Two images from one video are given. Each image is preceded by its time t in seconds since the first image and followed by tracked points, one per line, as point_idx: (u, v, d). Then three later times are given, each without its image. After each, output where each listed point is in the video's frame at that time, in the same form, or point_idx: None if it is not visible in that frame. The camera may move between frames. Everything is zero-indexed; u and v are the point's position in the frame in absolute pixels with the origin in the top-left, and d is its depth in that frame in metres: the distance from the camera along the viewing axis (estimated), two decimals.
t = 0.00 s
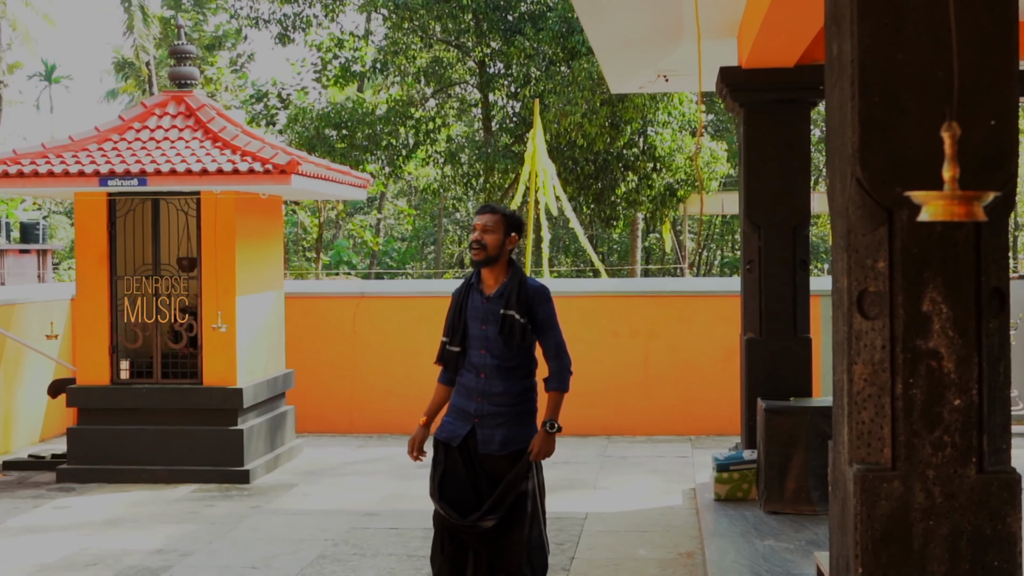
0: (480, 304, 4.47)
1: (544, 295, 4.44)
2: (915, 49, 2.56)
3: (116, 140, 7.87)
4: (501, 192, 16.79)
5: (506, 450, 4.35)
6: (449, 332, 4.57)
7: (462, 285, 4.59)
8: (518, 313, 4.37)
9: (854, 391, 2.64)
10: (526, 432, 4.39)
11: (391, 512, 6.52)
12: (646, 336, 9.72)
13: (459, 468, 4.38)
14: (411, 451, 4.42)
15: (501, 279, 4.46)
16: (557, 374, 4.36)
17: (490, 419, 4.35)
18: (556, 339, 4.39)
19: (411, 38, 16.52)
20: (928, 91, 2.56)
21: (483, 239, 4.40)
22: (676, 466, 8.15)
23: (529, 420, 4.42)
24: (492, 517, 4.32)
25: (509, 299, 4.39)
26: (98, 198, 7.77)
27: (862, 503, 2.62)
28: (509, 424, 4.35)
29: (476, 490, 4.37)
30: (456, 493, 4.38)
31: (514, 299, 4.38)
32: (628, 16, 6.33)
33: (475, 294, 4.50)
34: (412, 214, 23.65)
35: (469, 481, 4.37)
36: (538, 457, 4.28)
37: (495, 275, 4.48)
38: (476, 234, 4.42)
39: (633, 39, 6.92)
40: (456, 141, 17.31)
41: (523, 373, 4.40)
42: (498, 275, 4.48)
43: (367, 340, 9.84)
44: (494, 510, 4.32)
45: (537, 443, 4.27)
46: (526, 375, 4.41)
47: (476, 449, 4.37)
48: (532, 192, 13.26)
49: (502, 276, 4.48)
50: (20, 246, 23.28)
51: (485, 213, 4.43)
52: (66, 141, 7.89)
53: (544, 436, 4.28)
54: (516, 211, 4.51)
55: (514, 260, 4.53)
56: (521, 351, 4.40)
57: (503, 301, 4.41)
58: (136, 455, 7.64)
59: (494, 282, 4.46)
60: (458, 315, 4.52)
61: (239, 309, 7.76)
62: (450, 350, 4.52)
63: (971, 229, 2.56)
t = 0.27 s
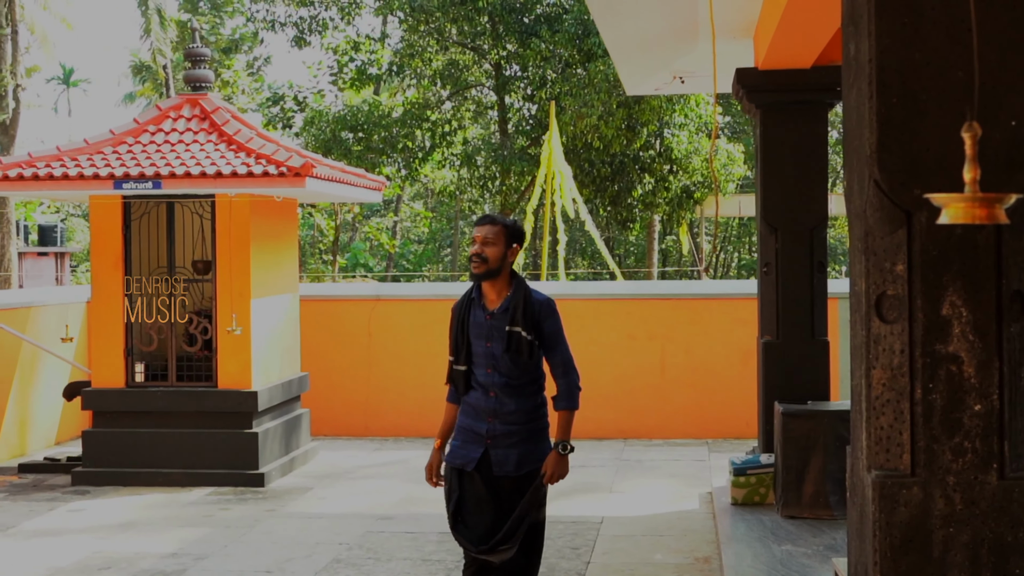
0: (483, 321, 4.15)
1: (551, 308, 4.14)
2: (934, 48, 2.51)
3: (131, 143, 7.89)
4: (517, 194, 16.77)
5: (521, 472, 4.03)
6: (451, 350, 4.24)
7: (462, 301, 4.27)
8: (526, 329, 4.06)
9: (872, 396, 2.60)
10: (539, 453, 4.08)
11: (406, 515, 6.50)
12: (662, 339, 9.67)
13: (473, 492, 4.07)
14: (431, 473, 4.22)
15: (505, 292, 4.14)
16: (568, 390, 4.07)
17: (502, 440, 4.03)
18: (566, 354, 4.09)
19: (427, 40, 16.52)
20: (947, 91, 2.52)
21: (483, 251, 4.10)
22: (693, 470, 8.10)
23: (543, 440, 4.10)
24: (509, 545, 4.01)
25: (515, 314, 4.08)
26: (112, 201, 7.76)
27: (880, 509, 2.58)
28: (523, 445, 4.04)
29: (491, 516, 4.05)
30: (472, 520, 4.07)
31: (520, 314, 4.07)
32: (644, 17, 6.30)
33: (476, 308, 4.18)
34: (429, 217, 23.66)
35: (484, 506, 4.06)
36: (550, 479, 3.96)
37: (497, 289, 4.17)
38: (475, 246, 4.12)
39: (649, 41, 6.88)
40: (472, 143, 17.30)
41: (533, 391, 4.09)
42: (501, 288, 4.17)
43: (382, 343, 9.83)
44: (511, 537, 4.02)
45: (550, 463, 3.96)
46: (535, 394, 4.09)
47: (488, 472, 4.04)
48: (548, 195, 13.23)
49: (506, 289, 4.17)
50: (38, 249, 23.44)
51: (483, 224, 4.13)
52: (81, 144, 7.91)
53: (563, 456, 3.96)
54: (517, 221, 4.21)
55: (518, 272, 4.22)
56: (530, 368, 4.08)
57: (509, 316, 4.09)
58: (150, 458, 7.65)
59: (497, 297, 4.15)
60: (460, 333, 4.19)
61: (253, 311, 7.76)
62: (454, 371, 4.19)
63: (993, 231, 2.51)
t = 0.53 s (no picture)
0: (476, 320, 3.95)
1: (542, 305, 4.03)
2: (951, 48, 2.48)
3: (144, 148, 7.90)
4: (532, 198, 16.77)
5: (523, 478, 3.89)
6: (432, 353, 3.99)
7: (446, 298, 4.03)
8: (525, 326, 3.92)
9: (890, 402, 2.56)
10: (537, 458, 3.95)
11: (419, 521, 6.47)
12: (677, 343, 9.62)
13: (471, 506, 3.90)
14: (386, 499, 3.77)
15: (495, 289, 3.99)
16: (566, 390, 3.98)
17: (502, 445, 3.87)
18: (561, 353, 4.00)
19: (442, 45, 16.53)
20: (966, 91, 2.48)
21: (474, 246, 3.92)
22: (709, 475, 8.05)
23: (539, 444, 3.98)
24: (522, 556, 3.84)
25: (513, 310, 3.92)
26: (126, 206, 7.79)
27: (897, 517, 2.54)
28: (523, 452, 3.90)
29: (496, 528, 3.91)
30: (479, 535, 3.91)
31: (520, 310, 3.92)
32: (659, 20, 6.26)
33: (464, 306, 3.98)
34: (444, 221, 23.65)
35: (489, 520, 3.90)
36: (562, 484, 3.88)
37: (488, 286, 3.99)
38: (465, 240, 3.93)
39: (663, 44, 6.84)
40: (487, 147, 17.28)
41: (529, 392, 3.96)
42: (492, 285, 4.00)
43: (395, 347, 9.82)
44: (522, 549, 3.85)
45: (558, 466, 3.87)
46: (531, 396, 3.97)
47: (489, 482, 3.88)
48: (563, 199, 13.19)
49: (496, 286, 4.00)
50: (55, 254, 23.59)
51: (474, 217, 3.94)
52: (95, 148, 7.93)
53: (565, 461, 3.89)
54: (502, 216, 4.06)
55: (502, 269, 4.07)
56: (527, 369, 3.95)
57: (506, 313, 3.93)
58: (164, 463, 7.66)
59: (489, 294, 3.97)
60: (448, 332, 3.95)
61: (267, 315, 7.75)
62: (441, 374, 3.95)
63: (1013, 233, 2.47)
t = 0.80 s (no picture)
0: (468, 328, 3.85)
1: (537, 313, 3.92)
2: (966, 49, 2.44)
3: (155, 153, 7.92)
4: (543, 203, 16.75)
5: (512, 492, 3.77)
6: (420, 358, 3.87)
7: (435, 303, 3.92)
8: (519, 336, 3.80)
9: (904, 407, 2.52)
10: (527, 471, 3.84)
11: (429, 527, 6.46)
12: (689, 349, 9.58)
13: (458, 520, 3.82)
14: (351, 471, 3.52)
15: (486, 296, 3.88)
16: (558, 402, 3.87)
17: (490, 458, 3.77)
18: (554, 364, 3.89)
19: (453, 50, 16.50)
20: (980, 94, 2.44)
21: (465, 252, 3.81)
22: (721, 482, 8.01)
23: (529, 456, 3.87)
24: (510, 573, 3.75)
25: (506, 319, 3.81)
26: (137, 210, 7.80)
27: (912, 524, 2.49)
28: (512, 464, 3.79)
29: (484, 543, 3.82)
30: (467, 550, 3.83)
31: (512, 320, 3.80)
32: (669, 24, 6.23)
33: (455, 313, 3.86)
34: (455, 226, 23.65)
35: (476, 535, 3.82)
36: (551, 496, 3.73)
37: (480, 293, 3.88)
38: (456, 245, 3.82)
39: (674, 47, 6.81)
40: (498, 152, 17.25)
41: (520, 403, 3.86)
42: (484, 292, 3.89)
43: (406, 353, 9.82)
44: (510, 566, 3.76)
45: (547, 479, 3.74)
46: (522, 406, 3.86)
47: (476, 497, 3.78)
48: (574, 205, 13.14)
49: (488, 292, 3.89)
50: (67, 259, 23.68)
51: (466, 221, 3.82)
52: (105, 153, 7.95)
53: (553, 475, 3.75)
54: (496, 220, 3.94)
55: (495, 275, 3.95)
56: (518, 379, 3.85)
57: (499, 322, 3.83)
58: (174, 469, 7.65)
59: (481, 301, 3.87)
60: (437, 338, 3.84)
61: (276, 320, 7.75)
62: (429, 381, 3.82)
63: None
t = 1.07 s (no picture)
0: (462, 346, 3.45)
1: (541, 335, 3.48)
2: (976, 52, 2.42)
3: (162, 159, 7.92)
4: (551, 210, 16.76)
5: (494, 524, 3.33)
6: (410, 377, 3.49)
7: (431, 317, 3.53)
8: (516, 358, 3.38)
9: (915, 415, 2.49)
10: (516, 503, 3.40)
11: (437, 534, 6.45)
12: (696, 355, 9.55)
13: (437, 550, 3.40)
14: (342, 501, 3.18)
15: (485, 313, 3.47)
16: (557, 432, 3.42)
17: (474, 484, 3.34)
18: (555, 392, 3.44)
19: (460, 56, 16.51)
20: (990, 98, 2.43)
21: (464, 265, 3.42)
22: (729, 489, 7.97)
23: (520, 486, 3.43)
24: None
25: (503, 339, 3.40)
26: (144, 217, 7.80)
27: (924, 532, 2.46)
28: (498, 493, 3.35)
29: None
30: None
31: (510, 340, 3.38)
32: (676, 29, 6.20)
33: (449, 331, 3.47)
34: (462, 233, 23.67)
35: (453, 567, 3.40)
36: (536, 531, 3.31)
37: (478, 308, 3.47)
38: (454, 258, 3.44)
39: (682, 53, 6.79)
40: (505, 159, 17.25)
41: (515, 432, 3.42)
42: (483, 308, 3.48)
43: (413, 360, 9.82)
44: None
45: (534, 511, 3.30)
46: (516, 434, 3.42)
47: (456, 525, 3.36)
48: (581, 211, 13.14)
49: (489, 308, 3.49)
50: (76, 266, 23.76)
51: (466, 232, 3.44)
52: (112, 160, 7.95)
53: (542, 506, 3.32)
54: (501, 232, 3.55)
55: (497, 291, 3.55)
56: (514, 404, 3.42)
57: (495, 342, 3.41)
58: (181, 476, 7.64)
59: (478, 318, 3.47)
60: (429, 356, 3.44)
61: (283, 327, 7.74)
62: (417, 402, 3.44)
63: None
